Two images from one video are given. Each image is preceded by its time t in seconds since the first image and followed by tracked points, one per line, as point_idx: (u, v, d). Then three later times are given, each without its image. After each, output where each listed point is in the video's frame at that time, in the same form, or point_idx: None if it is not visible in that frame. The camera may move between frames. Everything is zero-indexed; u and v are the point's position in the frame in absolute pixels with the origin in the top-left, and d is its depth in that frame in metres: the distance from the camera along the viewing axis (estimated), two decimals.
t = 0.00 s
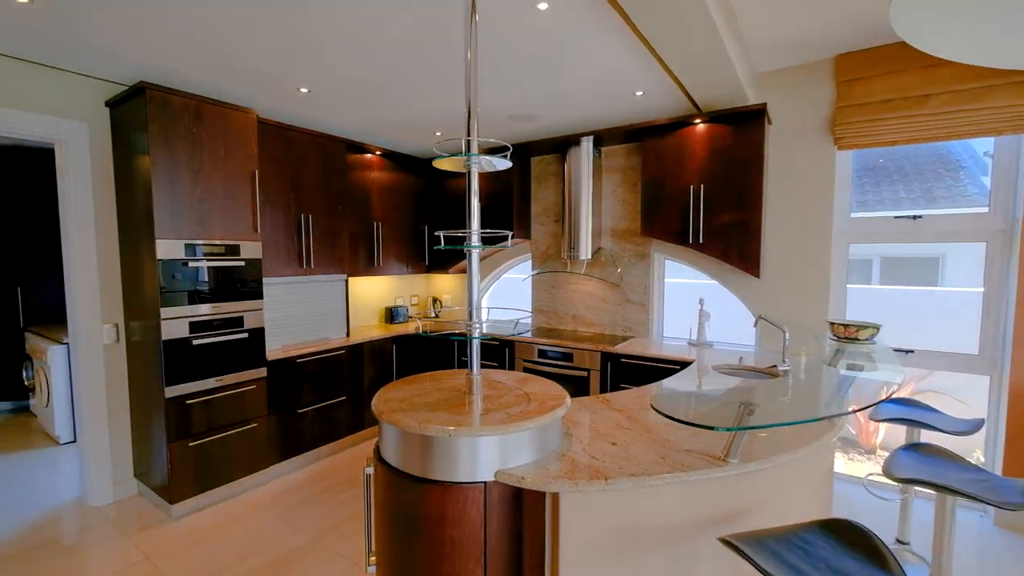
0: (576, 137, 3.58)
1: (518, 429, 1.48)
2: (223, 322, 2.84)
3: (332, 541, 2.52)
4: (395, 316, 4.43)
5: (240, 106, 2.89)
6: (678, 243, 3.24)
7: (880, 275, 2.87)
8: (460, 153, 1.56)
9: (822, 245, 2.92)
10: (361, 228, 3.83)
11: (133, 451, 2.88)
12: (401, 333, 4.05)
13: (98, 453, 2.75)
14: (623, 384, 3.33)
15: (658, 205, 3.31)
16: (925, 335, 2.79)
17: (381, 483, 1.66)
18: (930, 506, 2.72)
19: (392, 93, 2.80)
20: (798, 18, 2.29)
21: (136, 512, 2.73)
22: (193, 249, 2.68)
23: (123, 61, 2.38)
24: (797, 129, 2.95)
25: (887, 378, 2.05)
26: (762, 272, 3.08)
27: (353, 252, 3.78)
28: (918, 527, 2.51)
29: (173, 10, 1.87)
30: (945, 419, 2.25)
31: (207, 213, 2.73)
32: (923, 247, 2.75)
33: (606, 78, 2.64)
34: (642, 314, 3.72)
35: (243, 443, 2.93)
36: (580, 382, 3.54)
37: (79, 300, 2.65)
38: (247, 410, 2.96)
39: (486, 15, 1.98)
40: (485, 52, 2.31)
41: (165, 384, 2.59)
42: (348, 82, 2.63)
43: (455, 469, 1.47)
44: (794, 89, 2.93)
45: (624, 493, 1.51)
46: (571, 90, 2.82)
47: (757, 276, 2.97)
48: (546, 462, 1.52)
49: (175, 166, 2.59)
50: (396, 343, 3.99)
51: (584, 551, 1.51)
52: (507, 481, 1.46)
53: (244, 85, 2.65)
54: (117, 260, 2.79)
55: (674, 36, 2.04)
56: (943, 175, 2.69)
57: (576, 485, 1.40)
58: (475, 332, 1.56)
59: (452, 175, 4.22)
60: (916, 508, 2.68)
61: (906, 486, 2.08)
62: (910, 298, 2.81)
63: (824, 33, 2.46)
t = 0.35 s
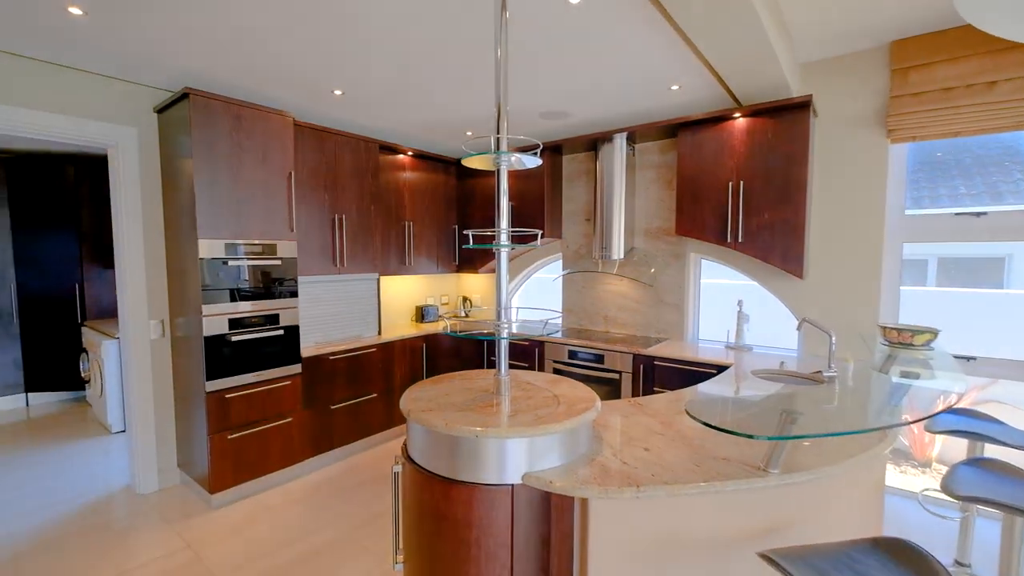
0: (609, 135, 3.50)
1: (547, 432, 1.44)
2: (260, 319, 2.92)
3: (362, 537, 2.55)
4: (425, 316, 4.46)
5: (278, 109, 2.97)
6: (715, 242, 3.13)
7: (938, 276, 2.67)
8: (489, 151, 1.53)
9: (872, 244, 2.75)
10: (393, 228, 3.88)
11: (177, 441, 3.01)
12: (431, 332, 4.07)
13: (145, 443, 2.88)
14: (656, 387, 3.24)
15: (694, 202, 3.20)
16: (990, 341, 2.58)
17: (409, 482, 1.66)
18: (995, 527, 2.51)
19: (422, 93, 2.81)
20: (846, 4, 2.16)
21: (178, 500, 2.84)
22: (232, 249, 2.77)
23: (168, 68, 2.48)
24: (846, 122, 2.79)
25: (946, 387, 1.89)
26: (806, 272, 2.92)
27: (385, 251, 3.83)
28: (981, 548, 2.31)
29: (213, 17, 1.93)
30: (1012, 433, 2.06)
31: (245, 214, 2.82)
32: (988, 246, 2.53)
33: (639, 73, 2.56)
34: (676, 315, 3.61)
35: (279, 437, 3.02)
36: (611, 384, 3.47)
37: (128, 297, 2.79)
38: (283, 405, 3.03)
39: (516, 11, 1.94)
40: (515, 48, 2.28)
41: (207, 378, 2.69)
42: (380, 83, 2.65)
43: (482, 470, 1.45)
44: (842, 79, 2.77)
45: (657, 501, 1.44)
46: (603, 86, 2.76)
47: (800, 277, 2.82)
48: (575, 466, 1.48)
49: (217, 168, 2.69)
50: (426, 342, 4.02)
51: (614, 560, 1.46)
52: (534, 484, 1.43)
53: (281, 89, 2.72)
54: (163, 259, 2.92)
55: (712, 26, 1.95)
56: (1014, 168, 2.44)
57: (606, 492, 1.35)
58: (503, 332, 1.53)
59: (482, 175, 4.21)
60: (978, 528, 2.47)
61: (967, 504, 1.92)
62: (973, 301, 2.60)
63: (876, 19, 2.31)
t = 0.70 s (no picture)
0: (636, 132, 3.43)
1: (572, 437, 1.39)
2: (287, 318, 2.96)
3: (384, 536, 2.55)
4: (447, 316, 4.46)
5: (304, 111, 3.00)
6: (746, 241, 3.02)
7: (991, 278, 2.50)
8: (514, 148, 1.49)
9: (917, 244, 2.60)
10: (416, 228, 3.89)
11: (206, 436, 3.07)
12: (453, 331, 4.07)
13: (176, 437, 2.95)
14: (683, 391, 3.15)
15: (724, 200, 3.09)
16: None
17: (430, 484, 1.64)
18: None
19: (446, 92, 2.80)
20: None
21: (207, 494, 2.90)
22: (260, 248, 2.81)
23: (200, 71, 2.54)
24: (889, 115, 2.65)
25: (1002, 396, 1.76)
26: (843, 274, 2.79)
27: (409, 251, 3.84)
28: None
29: (242, 19, 1.95)
30: None
31: (273, 214, 2.86)
32: None
33: (668, 68, 2.49)
34: (704, 317, 3.50)
35: (303, 434, 3.05)
36: (636, 387, 3.39)
37: (161, 295, 2.86)
38: (308, 403, 3.07)
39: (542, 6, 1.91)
40: (540, 45, 2.24)
41: (234, 375, 2.74)
42: (405, 83, 2.65)
43: (505, 474, 1.41)
44: (886, 70, 2.62)
45: (687, 511, 1.38)
46: (630, 82, 2.69)
47: (838, 278, 2.69)
48: (601, 473, 1.43)
49: (245, 169, 2.73)
50: (449, 342, 4.01)
51: (641, 571, 1.40)
52: (559, 490, 1.38)
53: (307, 90, 2.75)
54: (195, 258, 2.99)
55: (747, 17, 1.87)
56: None
57: (634, 500, 1.29)
58: (527, 333, 1.49)
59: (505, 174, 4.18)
60: None
61: None
62: None
63: (924, 5, 2.18)
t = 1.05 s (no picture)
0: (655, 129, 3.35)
1: (592, 443, 1.34)
2: (302, 317, 2.96)
3: (398, 537, 2.52)
4: (462, 315, 4.43)
5: (320, 109, 3.00)
6: (769, 240, 2.92)
7: None
8: (531, 143, 1.45)
9: (954, 243, 2.48)
10: (431, 227, 3.87)
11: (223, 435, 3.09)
12: (468, 332, 4.03)
13: (194, 435, 2.97)
14: (703, 395, 3.06)
15: (747, 199, 2.99)
16: None
17: (444, 489, 1.61)
18: None
19: (462, 89, 2.76)
20: None
21: (224, 492, 2.92)
22: (276, 247, 2.81)
23: (217, 71, 2.55)
24: (923, 108, 2.53)
25: None
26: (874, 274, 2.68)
27: (424, 250, 3.82)
28: None
29: (259, 18, 1.95)
30: None
31: (289, 213, 2.86)
32: None
33: (690, 62, 2.42)
34: (725, 318, 3.41)
35: (318, 433, 3.05)
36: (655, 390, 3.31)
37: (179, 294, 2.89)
38: (322, 402, 3.06)
39: None
40: (558, 40, 2.19)
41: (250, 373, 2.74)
42: (420, 80, 2.62)
43: (522, 480, 1.36)
44: (919, 62, 2.51)
45: (713, 523, 1.31)
46: (649, 78, 2.62)
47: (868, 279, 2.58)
48: (622, 481, 1.37)
49: (261, 168, 2.73)
50: (463, 342, 3.98)
51: None
52: (578, 498, 1.33)
53: (323, 88, 2.74)
54: (212, 257, 3.01)
55: (774, 7, 1.80)
56: None
57: (657, 511, 1.23)
58: (545, 335, 1.44)
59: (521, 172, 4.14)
60: None
61: None
62: None
63: None
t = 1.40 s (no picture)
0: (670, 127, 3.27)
1: (611, 453, 1.28)
2: (312, 317, 2.93)
3: (409, 542, 2.48)
4: (473, 316, 4.38)
5: (331, 108, 2.97)
6: (790, 241, 2.83)
7: None
8: (548, 141, 1.39)
9: (987, 243, 2.37)
10: (442, 227, 3.83)
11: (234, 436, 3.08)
12: (479, 333, 3.99)
13: (204, 436, 2.96)
14: (721, 399, 2.98)
15: (767, 198, 2.90)
16: None
17: (456, 497, 1.55)
18: None
19: (474, 87, 2.72)
20: None
21: (234, 493, 2.90)
22: (286, 247, 2.78)
23: (228, 69, 2.52)
24: (955, 104, 2.43)
25: None
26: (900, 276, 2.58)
27: (434, 250, 3.78)
28: None
29: (270, 15, 1.91)
30: None
31: (299, 213, 2.84)
32: None
33: (710, 57, 2.34)
34: (742, 320, 3.32)
35: (328, 435, 3.02)
36: (670, 394, 3.24)
37: (190, 294, 2.87)
38: (332, 404, 3.03)
39: None
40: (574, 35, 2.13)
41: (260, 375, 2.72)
42: (432, 78, 2.58)
43: (537, 491, 1.31)
44: (950, 55, 2.41)
45: (740, 540, 1.25)
46: (667, 74, 2.55)
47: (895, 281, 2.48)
48: (642, 493, 1.31)
49: (272, 167, 2.71)
50: (474, 343, 3.94)
51: None
52: (596, 511, 1.27)
53: (334, 86, 2.70)
54: (223, 258, 2.99)
55: None
56: None
57: (681, 527, 1.17)
58: (561, 340, 1.38)
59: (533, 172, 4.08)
60: None
61: None
62: None
63: None
